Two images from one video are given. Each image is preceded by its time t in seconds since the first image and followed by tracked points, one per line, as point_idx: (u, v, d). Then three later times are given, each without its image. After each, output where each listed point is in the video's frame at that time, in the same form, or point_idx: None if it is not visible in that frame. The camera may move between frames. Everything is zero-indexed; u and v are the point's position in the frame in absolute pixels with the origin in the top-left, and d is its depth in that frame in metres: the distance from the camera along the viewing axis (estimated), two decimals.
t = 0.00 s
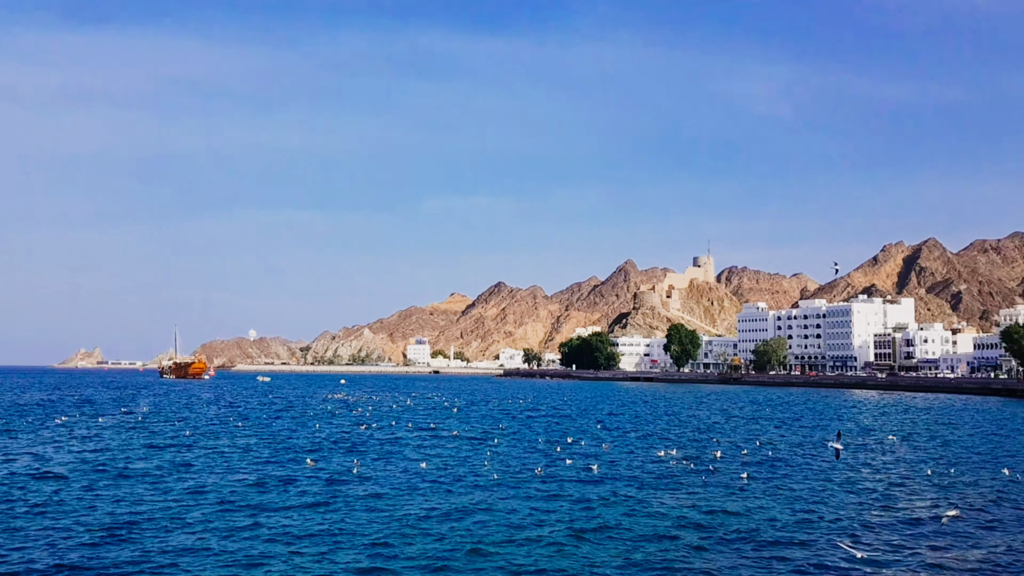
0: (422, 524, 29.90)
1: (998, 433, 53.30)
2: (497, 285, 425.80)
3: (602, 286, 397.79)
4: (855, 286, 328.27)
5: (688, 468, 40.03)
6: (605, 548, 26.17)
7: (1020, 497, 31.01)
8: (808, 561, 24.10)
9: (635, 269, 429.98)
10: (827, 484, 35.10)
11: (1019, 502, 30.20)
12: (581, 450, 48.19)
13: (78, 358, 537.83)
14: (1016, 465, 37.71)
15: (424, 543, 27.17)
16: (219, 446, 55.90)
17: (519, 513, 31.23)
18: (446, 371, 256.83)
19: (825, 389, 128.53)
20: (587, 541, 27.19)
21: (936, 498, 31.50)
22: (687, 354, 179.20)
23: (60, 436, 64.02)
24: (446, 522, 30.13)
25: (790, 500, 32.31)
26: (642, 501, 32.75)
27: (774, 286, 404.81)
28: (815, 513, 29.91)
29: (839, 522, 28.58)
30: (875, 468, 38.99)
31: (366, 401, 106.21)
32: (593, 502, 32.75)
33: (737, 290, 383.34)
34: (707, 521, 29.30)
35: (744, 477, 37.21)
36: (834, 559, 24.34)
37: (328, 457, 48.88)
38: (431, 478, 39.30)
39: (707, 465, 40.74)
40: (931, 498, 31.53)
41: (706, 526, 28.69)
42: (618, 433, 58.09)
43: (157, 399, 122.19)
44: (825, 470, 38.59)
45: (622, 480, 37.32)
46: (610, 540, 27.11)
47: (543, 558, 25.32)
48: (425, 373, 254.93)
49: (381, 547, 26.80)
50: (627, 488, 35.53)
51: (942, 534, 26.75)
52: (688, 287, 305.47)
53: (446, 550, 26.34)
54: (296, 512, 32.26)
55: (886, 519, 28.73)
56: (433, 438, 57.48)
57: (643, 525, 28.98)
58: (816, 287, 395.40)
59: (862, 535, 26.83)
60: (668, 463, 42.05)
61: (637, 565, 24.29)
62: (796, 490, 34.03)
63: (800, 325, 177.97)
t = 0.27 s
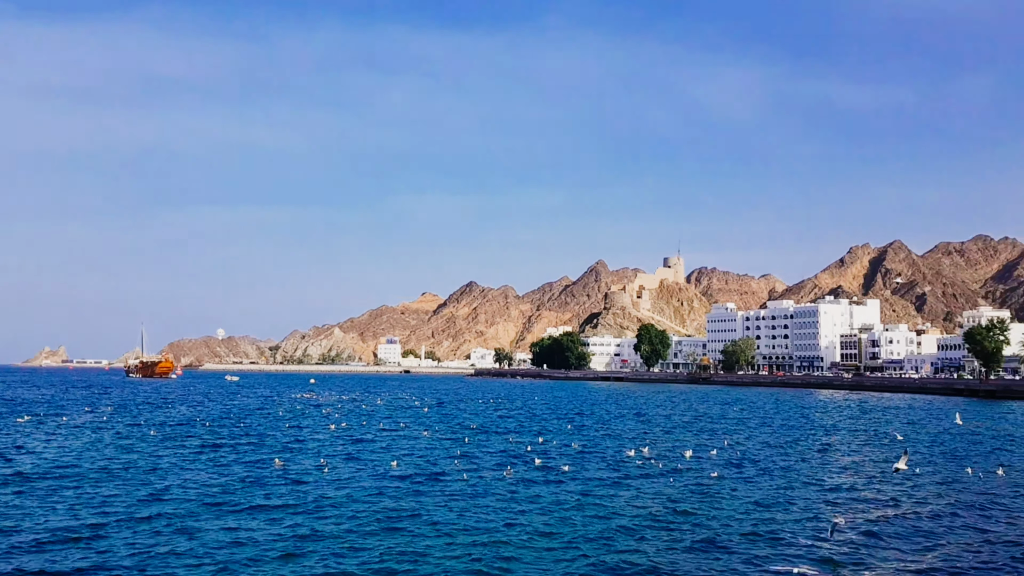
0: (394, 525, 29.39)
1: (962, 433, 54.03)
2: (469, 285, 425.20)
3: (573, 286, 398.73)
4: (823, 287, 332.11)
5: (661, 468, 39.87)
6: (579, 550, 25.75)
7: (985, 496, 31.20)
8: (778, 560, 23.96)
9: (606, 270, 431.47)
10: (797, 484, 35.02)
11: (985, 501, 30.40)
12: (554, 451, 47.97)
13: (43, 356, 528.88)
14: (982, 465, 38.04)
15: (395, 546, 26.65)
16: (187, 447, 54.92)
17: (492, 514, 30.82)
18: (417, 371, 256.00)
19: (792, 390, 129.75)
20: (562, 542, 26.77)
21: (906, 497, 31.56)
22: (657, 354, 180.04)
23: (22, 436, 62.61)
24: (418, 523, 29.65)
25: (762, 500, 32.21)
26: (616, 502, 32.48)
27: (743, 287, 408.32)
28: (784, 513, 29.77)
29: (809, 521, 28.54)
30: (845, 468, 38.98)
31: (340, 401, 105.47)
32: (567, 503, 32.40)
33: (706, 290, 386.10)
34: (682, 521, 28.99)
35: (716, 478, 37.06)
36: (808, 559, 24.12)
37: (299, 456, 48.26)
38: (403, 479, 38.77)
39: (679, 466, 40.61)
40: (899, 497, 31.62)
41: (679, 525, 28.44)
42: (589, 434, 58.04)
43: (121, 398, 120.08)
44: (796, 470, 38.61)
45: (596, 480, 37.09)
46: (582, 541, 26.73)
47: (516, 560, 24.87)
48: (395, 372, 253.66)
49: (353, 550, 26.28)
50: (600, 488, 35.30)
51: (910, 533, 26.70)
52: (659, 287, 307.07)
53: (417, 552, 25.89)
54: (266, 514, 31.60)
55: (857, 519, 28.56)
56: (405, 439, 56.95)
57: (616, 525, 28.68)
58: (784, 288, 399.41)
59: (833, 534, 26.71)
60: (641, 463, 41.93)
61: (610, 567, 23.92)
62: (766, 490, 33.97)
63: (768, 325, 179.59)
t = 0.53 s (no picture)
0: (365, 525, 29.29)
1: (926, 433, 54.89)
2: (440, 285, 424.17)
3: (544, 286, 399.41)
4: (790, 288, 335.73)
5: (631, 469, 40.03)
6: (550, 550, 25.81)
7: (949, 496, 31.67)
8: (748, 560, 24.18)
9: (577, 269, 432.75)
10: (765, 484, 35.37)
11: (948, 500, 30.89)
12: (525, 450, 48.04)
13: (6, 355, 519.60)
14: (945, 465, 38.68)
15: (366, 547, 26.55)
16: (157, 447, 54.24)
17: (463, 514, 30.80)
18: (387, 370, 255.02)
19: (761, 390, 131.07)
20: (534, 542, 26.81)
21: (871, 497, 31.94)
22: (627, 354, 180.93)
23: None
24: (388, 523, 29.54)
25: (731, 499, 32.45)
26: (586, 502, 32.57)
27: (711, 287, 411.57)
28: (753, 513, 30.01)
29: (778, 521, 28.80)
30: (813, 468, 39.41)
31: (309, 400, 104.74)
32: (537, 503, 32.46)
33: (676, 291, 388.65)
34: (652, 521, 29.15)
35: (686, 477, 37.33)
36: (777, 558, 24.35)
37: (268, 457, 47.91)
38: (374, 479, 38.58)
39: (649, 466, 40.85)
40: (865, 497, 32.03)
41: (649, 525, 28.60)
42: (560, 433, 58.19)
43: (85, 398, 118.16)
44: (764, 470, 39.00)
45: (566, 480, 37.19)
46: (553, 542, 26.78)
47: (487, 560, 24.88)
48: (365, 371, 252.40)
49: (324, 550, 26.13)
50: (570, 488, 35.39)
51: (877, 532, 27.05)
52: (629, 288, 308.64)
53: (389, 553, 25.79)
54: (236, 515, 31.32)
55: (825, 519, 28.85)
56: (376, 438, 56.75)
57: (587, 525, 28.73)
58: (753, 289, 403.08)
59: (800, 534, 27.01)
60: (611, 463, 42.11)
61: (581, 567, 23.99)
62: (734, 490, 34.27)
63: (737, 325, 181.29)
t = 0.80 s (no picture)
0: (333, 526, 29.01)
1: (893, 433, 55.47)
2: (412, 284, 423.17)
3: (516, 286, 399.62)
4: (760, 288, 338.88)
5: (601, 469, 40.06)
6: (519, 551, 25.74)
7: (915, 496, 31.93)
8: (716, 560, 24.27)
9: (549, 269, 433.45)
10: (734, 484, 35.50)
11: (914, 500, 31.15)
12: (497, 451, 47.94)
13: None
14: (913, 464, 39.06)
15: (335, 548, 26.32)
16: (123, 448, 53.36)
17: (433, 515, 30.64)
18: (359, 370, 253.77)
19: (730, 390, 132.15)
20: (504, 543, 26.72)
21: (839, 497, 32.13)
22: (598, 354, 181.42)
23: None
24: (357, 524, 29.33)
25: (700, 499, 32.53)
26: (556, 502, 32.53)
27: (682, 287, 414.27)
28: (722, 513, 30.13)
29: (747, 521, 28.93)
30: (782, 467, 39.64)
31: (279, 400, 103.87)
32: (508, 504, 32.35)
33: (647, 291, 390.72)
34: (622, 522, 29.17)
35: (656, 477, 37.41)
36: (745, 558, 24.45)
37: (238, 457, 47.50)
38: (344, 480, 38.29)
39: (620, 466, 40.94)
40: (833, 497, 32.22)
41: (619, 526, 28.60)
42: (532, 433, 58.20)
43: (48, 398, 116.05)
44: (734, 470, 39.18)
45: (536, 480, 37.10)
46: (522, 542, 26.70)
47: (457, 562, 24.72)
48: (336, 371, 250.97)
49: (292, 553, 25.85)
50: (541, 489, 35.35)
51: (845, 531, 27.23)
52: (601, 288, 309.64)
53: (357, 555, 25.54)
54: (203, 516, 30.93)
55: (793, 519, 29.00)
56: (347, 438, 56.38)
57: (557, 526, 28.67)
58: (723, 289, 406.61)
59: (769, 534, 27.12)
60: (582, 463, 42.11)
61: (551, 568, 23.90)
62: (704, 490, 34.36)
63: (707, 326, 182.48)
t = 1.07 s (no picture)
0: (298, 527, 28.47)
1: (864, 432, 55.72)
2: (385, 284, 421.36)
3: (489, 285, 399.20)
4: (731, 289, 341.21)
5: (576, 469, 39.67)
6: (486, 551, 25.37)
7: (885, 495, 31.89)
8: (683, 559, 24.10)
9: (522, 269, 433.11)
10: (706, 484, 35.38)
11: (883, 500, 31.13)
12: (470, 450, 47.60)
13: None
14: (884, 463, 39.11)
15: (298, 549, 25.83)
16: (89, 448, 52.30)
17: (401, 516, 30.21)
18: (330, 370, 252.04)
19: (702, 389, 132.82)
20: (472, 543, 26.33)
21: (814, 497, 31.95)
22: (571, 353, 181.54)
23: None
24: (323, 525, 28.82)
25: (671, 499, 32.30)
26: (526, 502, 32.22)
27: (655, 288, 416.14)
28: (692, 512, 29.95)
29: (716, 520, 28.76)
30: (754, 467, 39.58)
31: (251, 401, 102.73)
32: (477, 504, 31.98)
33: (620, 291, 391.96)
34: (592, 522, 28.90)
35: (628, 477, 37.21)
36: (712, 557, 24.31)
37: (207, 457, 46.86)
38: (312, 480, 37.74)
39: (592, 466, 40.72)
40: (804, 497, 32.15)
41: (588, 526, 28.31)
42: (505, 433, 57.93)
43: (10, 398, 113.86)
44: (706, 470, 39.08)
45: (508, 480, 36.78)
46: (489, 542, 26.35)
47: (422, 562, 24.32)
48: (308, 371, 249.01)
49: (254, 554, 25.30)
50: (512, 489, 35.01)
51: (814, 530, 27.14)
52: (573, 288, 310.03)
53: (324, 556, 25.02)
54: (165, 517, 30.29)
55: (768, 519, 28.81)
56: (319, 439, 55.83)
57: (525, 526, 28.35)
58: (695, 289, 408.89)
59: (737, 533, 26.97)
60: (554, 463, 41.84)
61: (516, 568, 23.58)
62: (675, 490, 34.17)
63: (679, 325, 183.20)
